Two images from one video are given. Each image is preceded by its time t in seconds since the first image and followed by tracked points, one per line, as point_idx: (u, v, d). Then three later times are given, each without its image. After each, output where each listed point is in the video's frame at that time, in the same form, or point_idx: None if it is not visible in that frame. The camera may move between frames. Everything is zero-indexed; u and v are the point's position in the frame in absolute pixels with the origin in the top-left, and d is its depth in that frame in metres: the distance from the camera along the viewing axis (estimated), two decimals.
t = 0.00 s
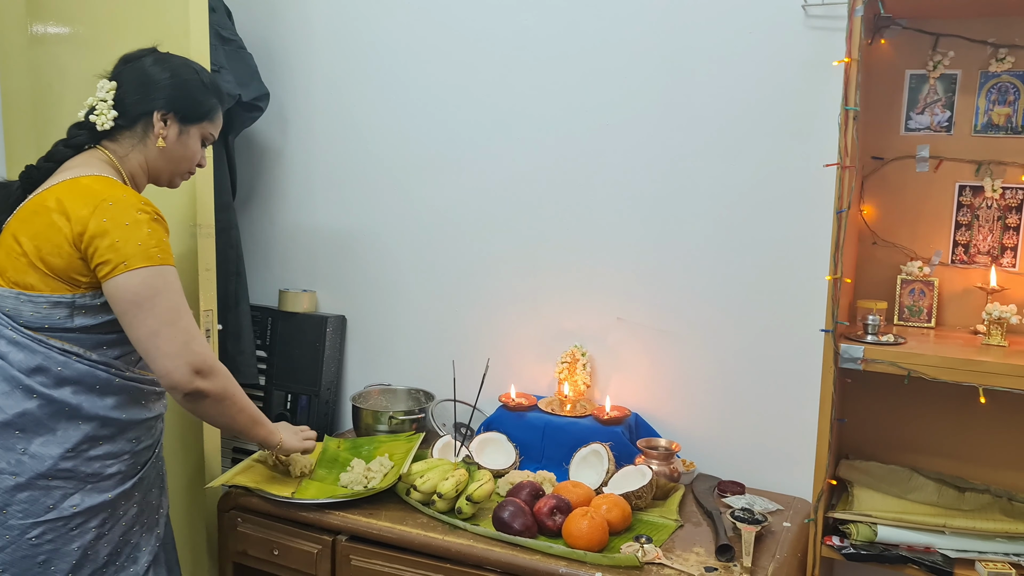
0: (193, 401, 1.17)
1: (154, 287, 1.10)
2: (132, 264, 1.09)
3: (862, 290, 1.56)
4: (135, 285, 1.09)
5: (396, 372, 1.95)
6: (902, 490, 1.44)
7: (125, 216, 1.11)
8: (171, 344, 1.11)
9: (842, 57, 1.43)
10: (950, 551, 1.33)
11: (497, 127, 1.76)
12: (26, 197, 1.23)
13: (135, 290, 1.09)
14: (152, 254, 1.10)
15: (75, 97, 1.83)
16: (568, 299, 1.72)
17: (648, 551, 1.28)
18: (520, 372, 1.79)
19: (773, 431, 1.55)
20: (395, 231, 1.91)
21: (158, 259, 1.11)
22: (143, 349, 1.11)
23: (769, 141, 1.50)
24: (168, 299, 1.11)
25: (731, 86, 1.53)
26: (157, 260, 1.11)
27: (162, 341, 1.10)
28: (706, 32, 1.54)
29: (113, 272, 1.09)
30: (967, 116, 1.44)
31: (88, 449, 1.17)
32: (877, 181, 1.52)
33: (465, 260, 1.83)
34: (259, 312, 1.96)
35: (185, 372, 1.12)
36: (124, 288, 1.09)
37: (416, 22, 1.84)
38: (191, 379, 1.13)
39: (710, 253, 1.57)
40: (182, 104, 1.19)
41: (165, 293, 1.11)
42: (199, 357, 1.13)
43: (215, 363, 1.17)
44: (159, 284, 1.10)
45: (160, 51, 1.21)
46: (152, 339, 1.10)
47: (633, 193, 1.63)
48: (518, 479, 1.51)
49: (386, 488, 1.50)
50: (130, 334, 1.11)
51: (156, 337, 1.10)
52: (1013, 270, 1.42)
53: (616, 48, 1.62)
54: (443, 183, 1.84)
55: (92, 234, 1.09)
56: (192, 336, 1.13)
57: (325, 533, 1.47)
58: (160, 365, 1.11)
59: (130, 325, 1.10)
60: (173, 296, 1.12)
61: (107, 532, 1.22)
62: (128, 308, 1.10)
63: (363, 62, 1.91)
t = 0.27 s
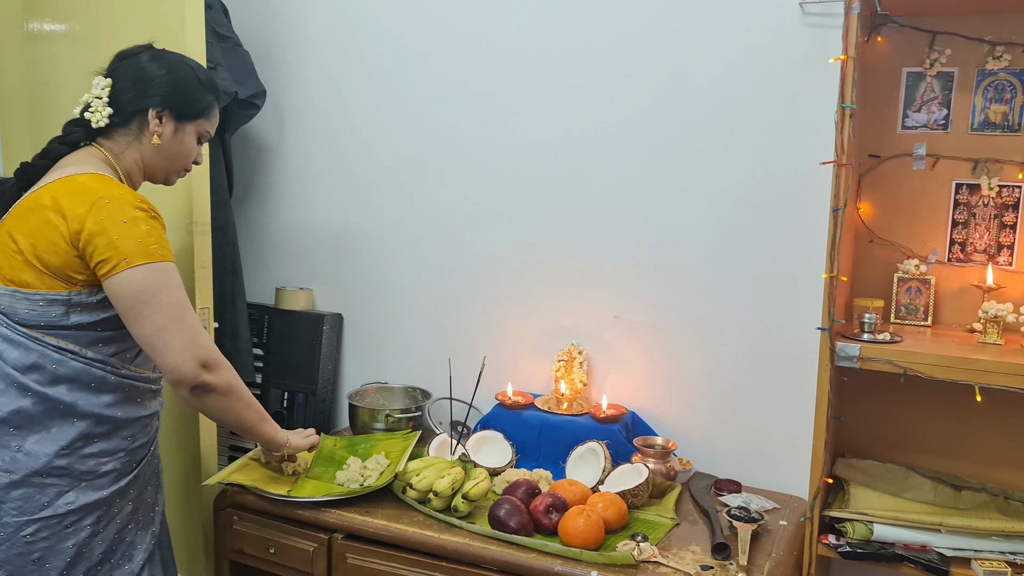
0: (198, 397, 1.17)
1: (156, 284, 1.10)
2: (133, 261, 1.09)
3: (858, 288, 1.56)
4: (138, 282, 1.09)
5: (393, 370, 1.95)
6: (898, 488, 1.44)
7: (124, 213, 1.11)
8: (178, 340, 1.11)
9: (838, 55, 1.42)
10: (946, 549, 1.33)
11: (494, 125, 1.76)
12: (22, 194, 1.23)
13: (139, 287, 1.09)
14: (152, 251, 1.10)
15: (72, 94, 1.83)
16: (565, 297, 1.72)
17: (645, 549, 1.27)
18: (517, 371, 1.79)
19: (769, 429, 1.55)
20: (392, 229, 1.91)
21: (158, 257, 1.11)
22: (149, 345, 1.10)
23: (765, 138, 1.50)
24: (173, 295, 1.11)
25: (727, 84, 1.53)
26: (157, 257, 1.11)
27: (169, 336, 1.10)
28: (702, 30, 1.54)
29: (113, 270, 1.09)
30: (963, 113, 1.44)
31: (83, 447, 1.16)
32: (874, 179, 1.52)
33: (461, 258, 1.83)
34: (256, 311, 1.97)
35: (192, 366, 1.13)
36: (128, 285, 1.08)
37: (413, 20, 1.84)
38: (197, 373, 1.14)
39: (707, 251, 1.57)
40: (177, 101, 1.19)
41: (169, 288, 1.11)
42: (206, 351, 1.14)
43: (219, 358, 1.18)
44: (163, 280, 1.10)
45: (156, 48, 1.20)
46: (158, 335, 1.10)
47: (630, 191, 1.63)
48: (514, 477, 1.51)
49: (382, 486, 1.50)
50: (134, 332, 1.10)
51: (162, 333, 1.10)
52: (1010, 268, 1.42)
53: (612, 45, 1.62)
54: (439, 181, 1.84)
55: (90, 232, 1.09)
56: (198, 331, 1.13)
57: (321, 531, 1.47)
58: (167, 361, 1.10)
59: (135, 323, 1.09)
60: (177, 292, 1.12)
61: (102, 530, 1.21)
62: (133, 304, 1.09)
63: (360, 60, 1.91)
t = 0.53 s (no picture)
0: (194, 398, 1.17)
1: (156, 284, 1.10)
2: (132, 261, 1.09)
3: (855, 288, 1.55)
4: (136, 282, 1.09)
5: (390, 369, 1.95)
6: (895, 488, 1.44)
7: (123, 213, 1.11)
8: (173, 340, 1.10)
9: (835, 54, 1.42)
10: (942, 549, 1.33)
11: (491, 124, 1.76)
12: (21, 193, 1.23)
13: (136, 286, 1.09)
14: (151, 251, 1.10)
15: (70, 93, 1.83)
16: (562, 296, 1.72)
17: (641, 548, 1.27)
18: (514, 370, 1.79)
19: (767, 429, 1.55)
20: (389, 228, 1.91)
21: (157, 256, 1.11)
22: (145, 345, 1.10)
23: (763, 138, 1.50)
24: (169, 295, 1.11)
25: (725, 83, 1.53)
26: (156, 257, 1.11)
27: (163, 337, 1.10)
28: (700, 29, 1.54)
29: (112, 269, 1.09)
30: (960, 113, 1.44)
31: (83, 446, 1.16)
32: (871, 178, 1.52)
33: (459, 257, 1.83)
34: (253, 310, 1.97)
35: (187, 368, 1.12)
36: (125, 284, 1.08)
37: (410, 19, 1.84)
38: (193, 375, 1.13)
39: (704, 251, 1.57)
40: (176, 101, 1.19)
41: (165, 289, 1.11)
42: (201, 353, 1.13)
43: (215, 359, 1.17)
44: (159, 280, 1.10)
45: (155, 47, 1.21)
46: (154, 335, 1.10)
47: (627, 190, 1.63)
48: (511, 477, 1.51)
49: (379, 485, 1.50)
50: (130, 331, 1.10)
51: (157, 333, 1.09)
52: (1007, 267, 1.42)
53: (610, 45, 1.62)
54: (437, 180, 1.84)
55: (90, 231, 1.09)
56: (193, 332, 1.13)
57: (318, 530, 1.47)
58: (162, 361, 1.10)
59: (131, 322, 1.09)
60: (173, 292, 1.12)
61: (102, 529, 1.21)
62: (129, 304, 1.09)
63: (357, 59, 1.91)
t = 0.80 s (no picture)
0: (186, 398, 1.16)
1: (150, 282, 1.10)
2: (127, 259, 1.08)
3: (850, 287, 1.56)
4: (130, 279, 1.08)
5: (387, 368, 1.94)
6: (890, 487, 1.44)
7: (120, 211, 1.11)
8: (166, 339, 1.10)
9: (830, 53, 1.43)
10: (937, 547, 1.33)
11: (487, 124, 1.76)
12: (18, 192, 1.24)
13: (131, 284, 1.08)
14: (147, 249, 1.10)
15: (66, 92, 1.82)
16: (558, 295, 1.72)
17: (637, 547, 1.28)
18: (510, 369, 1.79)
19: (763, 428, 1.55)
20: (385, 228, 1.90)
21: (154, 254, 1.11)
22: (138, 344, 1.09)
23: (758, 137, 1.50)
24: (163, 293, 1.10)
25: (721, 82, 1.53)
26: (153, 255, 1.10)
27: (156, 335, 1.09)
28: (696, 29, 1.54)
29: (109, 267, 1.09)
30: (955, 112, 1.44)
31: (82, 445, 1.17)
32: (866, 178, 1.52)
33: (456, 256, 1.83)
34: (249, 309, 1.96)
35: (180, 367, 1.11)
36: (120, 282, 1.08)
37: (406, 19, 1.83)
38: (185, 374, 1.12)
39: (699, 250, 1.57)
40: (174, 100, 1.19)
41: (159, 287, 1.10)
42: (194, 352, 1.12)
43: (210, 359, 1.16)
44: (154, 277, 1.10)
45: (152, 46, 1.21)
46: (146, 333, 1.09)
47: (623, 189, 1.63)
48: (507, 476, 1.51)
49: (375, 484, 1.50)
50: (124, 329, 1.10)
51: (150, 331, 1.09)
52: (1002, 267, 1.43)
53: (606, 43, 1.62)
54: (433, 178, 1.83)
55: (88, 229, 1.09)
56: (186, 331, 1.12)
57: (314, 529, 1.47)
58: (154, 359, 1.09)
59: (124, 320, 1.09)
60: (168, 290, 1.11)
61: (100, 528, 1.21)
62: (123, 302, 1.09)
63: (353, 58, 1.91)
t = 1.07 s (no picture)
0: (173, 403, 1.16)
1: (142, 289, 1.10)
2: (119, 264, 1.08)
3: (840, 287, 1.56)
4: (121, 285, 1.08)
5: (379, 369, 1.94)
6: (880, 486, 1.45)
7: (114, 215, 1.10)
8: (156, 346, 1.10)
9: (820, 55, 1.43)
10: (926, 546, 1.33)
11: (479, 125, 1.76)
12: (11, 193, 1.24)
13: (123, 290, 1.08)
14: (139, 254, 1.10)
15: (56, 93, 1.82)
16: (550, 295, 1.72)
17: (628, 547, 1.28)
18: (502, 369, 1.79)
19: (754, 428, 1.56)
20: (378, 229, 1.90)
21: (145, 260, 1.10)
22: (128, 349, 1.10)
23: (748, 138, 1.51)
24: (156, 301, 1.11)
25: (712, 84, 1.53)
26: (144, 261, 1.10)
27: (145, 342, 1.09)
28: (687, 30, 1.54)
29: (100, 271, 1.08)
30: (944, 113, 1.45)
31: (74, 447, 1.17)
32: (856, 178, 1.53)
33: (448, 257, 1.83)
34: (241, 310, 1.97)
35: (167, 374, 1.11)
36: (111, 287, 1.08)
37: (398, 19, 1.84)
38: (173, 382, 1.12)
39: (690, 251, 1.58)
40: (167, 102, 1.19)
41: (150, 294, 1.10)
42: (182, 359, 1.12)
43: (200, 367, 1.16)
44: (146, 284, 1.10)
45: (145, 48, 1.20)
46: (137, 340, 1.09)
47: (614, 191, 1.63)
48: (499, 477, 1.51)
49: (367, 485, 1.50)
50: (114, 334, 1.10)
51: (141, 338, 1.09)
52: (991, 267, 1.44)
53: (597, 44, 1.62)
54: (425, 179, 1.84)
55: (80, 233, 1.09)
56: (175, 338, 1.12)
57: (306, 530, 1.47)
58: (143, 366, 1.10)
59: (115, 325, 1.09)
60: (160, 298, 1.11)
61: (93, 530, 1.21)
62: (114, 307, 1.09)
63: (346, 59, 1.91)
